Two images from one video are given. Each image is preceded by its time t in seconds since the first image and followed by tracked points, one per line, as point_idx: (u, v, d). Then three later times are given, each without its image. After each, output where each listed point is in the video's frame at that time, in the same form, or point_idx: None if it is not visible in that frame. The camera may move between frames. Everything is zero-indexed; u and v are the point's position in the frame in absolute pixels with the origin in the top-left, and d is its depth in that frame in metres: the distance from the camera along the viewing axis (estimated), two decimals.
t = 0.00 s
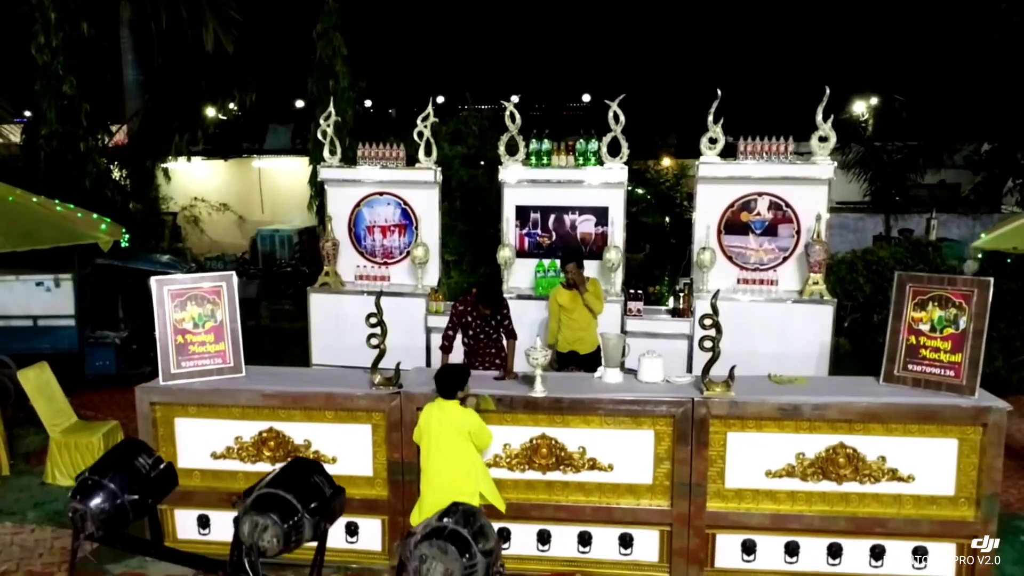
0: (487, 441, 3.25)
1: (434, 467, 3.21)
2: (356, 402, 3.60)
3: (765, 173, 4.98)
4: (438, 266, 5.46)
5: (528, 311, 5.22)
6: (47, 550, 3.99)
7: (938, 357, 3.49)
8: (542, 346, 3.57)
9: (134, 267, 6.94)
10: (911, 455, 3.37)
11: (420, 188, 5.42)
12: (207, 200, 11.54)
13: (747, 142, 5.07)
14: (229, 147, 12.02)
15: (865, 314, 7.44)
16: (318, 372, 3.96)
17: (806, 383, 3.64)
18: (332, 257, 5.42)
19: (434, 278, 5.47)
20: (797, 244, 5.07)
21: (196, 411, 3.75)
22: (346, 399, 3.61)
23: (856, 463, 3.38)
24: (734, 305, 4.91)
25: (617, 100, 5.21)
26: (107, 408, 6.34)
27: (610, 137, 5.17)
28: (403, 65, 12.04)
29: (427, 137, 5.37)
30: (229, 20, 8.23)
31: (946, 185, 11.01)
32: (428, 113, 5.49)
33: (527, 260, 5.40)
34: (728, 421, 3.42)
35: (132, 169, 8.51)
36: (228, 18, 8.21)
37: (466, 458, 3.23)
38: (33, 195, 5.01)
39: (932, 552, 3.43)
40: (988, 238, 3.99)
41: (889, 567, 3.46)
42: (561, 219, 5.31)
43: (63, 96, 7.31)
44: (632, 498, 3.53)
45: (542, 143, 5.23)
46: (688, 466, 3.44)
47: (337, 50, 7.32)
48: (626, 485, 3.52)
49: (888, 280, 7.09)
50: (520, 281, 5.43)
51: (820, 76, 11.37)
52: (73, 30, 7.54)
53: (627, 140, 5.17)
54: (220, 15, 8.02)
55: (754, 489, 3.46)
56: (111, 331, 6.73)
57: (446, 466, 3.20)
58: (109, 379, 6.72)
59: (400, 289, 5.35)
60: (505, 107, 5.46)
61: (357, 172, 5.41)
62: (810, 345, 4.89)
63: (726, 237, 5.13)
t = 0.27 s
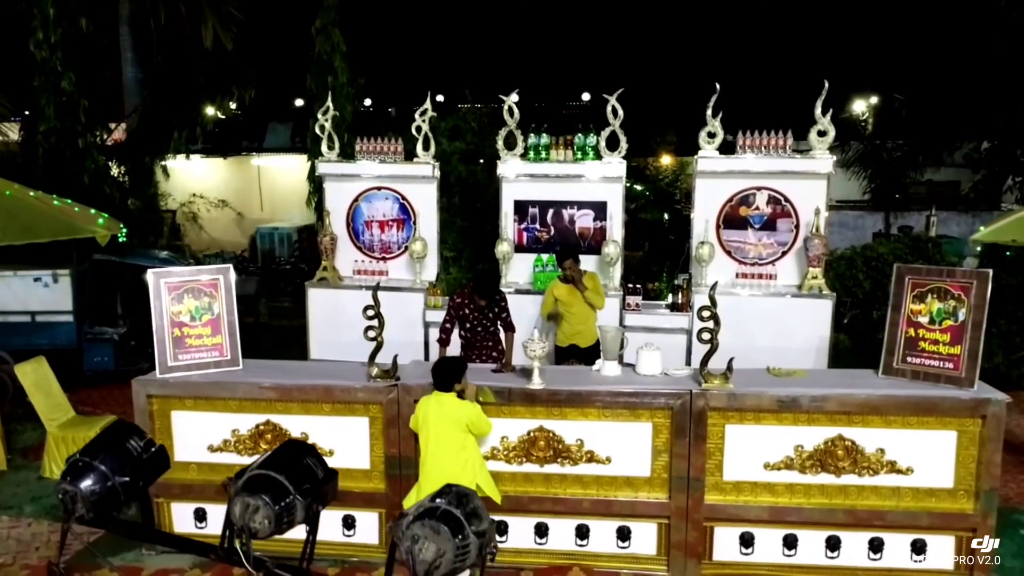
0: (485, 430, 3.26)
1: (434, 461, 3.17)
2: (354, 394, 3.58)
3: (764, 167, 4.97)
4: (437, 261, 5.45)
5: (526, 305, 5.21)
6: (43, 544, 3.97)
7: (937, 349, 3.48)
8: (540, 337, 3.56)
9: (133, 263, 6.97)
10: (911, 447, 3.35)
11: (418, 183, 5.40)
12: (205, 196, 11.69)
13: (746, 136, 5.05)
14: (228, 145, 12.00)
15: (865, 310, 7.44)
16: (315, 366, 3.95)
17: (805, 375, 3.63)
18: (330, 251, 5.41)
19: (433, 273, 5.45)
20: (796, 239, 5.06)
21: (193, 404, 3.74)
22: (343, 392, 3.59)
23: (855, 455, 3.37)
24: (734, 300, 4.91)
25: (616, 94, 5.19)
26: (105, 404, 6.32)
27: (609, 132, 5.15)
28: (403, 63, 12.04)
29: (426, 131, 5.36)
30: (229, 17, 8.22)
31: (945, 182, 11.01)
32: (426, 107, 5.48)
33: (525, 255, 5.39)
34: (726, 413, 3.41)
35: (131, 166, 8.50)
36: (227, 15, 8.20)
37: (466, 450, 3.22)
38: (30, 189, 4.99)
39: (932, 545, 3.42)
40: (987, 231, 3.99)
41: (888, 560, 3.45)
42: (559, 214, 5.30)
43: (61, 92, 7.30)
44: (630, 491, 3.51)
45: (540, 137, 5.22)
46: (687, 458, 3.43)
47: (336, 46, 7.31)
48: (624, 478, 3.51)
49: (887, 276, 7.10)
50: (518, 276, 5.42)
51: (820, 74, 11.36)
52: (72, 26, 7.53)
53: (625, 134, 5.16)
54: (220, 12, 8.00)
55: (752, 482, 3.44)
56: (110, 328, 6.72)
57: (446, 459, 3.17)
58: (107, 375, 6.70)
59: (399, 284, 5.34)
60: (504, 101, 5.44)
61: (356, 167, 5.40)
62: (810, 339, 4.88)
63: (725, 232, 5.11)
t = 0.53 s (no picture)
0: (483, 423, 3.25)
1: (431, 453, 3.15)
2: (351, 387, 3.57)
3: (764, 161, 4.95)
4: (436, 256, 5.44)
5: (524, 299, 5.20)
6: (39, 538, 3.95)
7: (938, 341, 3.46)
8: (538, 329, 3.54)
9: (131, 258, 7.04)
10: (911, 439, 3.33)
11: (417, 177, 5.39)
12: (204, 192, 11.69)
13: (746, 130, 5.03)
14: (227, 143, 11.98)
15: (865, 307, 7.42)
16: (313, 359, 3.93)
17: (804, 367, 3.61)
18: (328, 245, 5.39)
19: (431, 268, 5.44)
20: (796, 232, 5.04)
21: (189, 396, 3.72)
22: (341, 384, 3.57)
23: (855, 447, 3.35)
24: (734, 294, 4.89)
25: (615, 87, 5.17)
26: (103, 400, 6.30)
27: (608, 125, 5.13)
28: (403, 60, 12.02)
29: (424, 125, 5.34)
30: (228, 14, 8.19)
31: (946, 180, 10.99)
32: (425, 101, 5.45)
33: (524, 249, 5.37)
34: (726, 405, 3.39)
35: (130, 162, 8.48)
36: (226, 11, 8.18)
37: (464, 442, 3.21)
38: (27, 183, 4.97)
39: (932, 538, 3.40)
40: (989, 223, 3.96)
41: (888, 553, 3.43)
42: (558, 208, 5.28)
43: (59, 88, 7.28)
44: (629, 483, 3.49)
45: (539, 131, 5.20)
46: (686, 450, 3.41)
47: (335, 42, 7.29)
48: (623, 470, 3.49)
49: (887, 272, 7.09)
50: (517, 270, 5.40)
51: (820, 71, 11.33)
52: (70, 22, 7.51)
53: (625, 128, 5.13)
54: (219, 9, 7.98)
55: (752, 475, 3.43)
56: (108, 324, 6.69)
57: (444, 452, 3.15)
58: (105, 371, 6.69)
59: (397, 279, 5.33)
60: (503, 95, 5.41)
61: (354, 161, 5.37)
62: (809, 333, 4.86)
63: (725, 226, 5.09)
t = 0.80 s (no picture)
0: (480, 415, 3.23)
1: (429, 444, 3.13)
2: (349, 377, 3.54)
3: (765, 153, 4.92)
4: (434, 249, 5.42)
5: (523, 291, 5.18)
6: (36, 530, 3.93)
7: (939, 331, 3.43)
8: (537, 320, 3.52)
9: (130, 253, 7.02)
10: (912, 429, 3.31)
11: (415, 170, 5.37)
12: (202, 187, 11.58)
13: (747, 122, 5.00)
14: (227, 140, 11.95)
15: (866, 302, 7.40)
16: (311, 350, 3.91)
17: (804, 358, 3.58)
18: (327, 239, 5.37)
19: (430, 261, 5.43)
20: (796, 225, 5.02)
21: (186, 386, 3.70)
22: (339, 374, 3.55)
23: (855, 438, 3.33)
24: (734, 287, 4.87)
25: (615, 79, 5.14)
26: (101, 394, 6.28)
27: (607, 118, 5.11)
28: (403, 56, 12.01)
29: (423, 118, 5.32)
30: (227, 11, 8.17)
31: (946, 177, 10.97)
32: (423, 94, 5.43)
33: (523, 242, 5.35)
34: (725, 395, 3.37)
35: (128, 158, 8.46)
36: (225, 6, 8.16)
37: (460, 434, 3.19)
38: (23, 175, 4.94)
39: (933, 529, 3.38)
40: (992, 213, 3.93)
41: (889, 544, 3.41)
42: (557, 201, 5.26)
43: (58, 83, 7.26)
44: (628, 474, 3.47)
45: (538, 124, 5.18)
46: (685, 441, 3.39)
47: (334, 37, 7.26)
48: (622, 461, 3.47)
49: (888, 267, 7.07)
50: (515, 263, 5.38)
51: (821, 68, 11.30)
52: (68, 17, 7.49)
53: (624, 120, 5.11)
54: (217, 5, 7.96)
55: (752, 465, 3.41)
56: (106, 319, 6.65)
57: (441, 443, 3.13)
58: (104, 366, 6.66)
59: (396, 272, 5.31)
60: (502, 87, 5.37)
61: (352, 153, 5.35)
62: (809, 326, 4.85)
63: (725, 219, 5.07)
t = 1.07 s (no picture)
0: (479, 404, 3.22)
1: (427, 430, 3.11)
2: (347, 365, 3.52)
3: (765, 143, 4.90)
4: (433, 241, 5.41)
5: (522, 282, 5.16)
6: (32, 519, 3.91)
7: (941, 319, 3.41)
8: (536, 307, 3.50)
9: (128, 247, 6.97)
10: (914, 417, 3.29)
11: (415, 161, 5.34)
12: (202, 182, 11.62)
13: (747, 112, 4.97)
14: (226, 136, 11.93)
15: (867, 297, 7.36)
16: (309, 338, 3.88)
17: (805, 346, 3.56)
18: (326, 230, 5.36)
19: (429, 253, 5.41)
20: (796, 216, 5.00)
21: (183, 375, 3.68)
22: (337, 362, 3.53)
23: (856, 425, 3.30)
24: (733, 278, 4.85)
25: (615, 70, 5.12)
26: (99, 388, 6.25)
27: (607, 109, 5.09)
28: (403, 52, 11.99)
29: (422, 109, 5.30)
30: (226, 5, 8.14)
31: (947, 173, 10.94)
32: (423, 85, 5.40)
33: (522, 234, 5.33)
34: (725, 382, 3.34)
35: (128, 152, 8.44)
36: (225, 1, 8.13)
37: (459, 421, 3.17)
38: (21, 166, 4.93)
39: (934, 518, 3.36)
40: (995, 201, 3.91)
41: (890, 533, 3.39)
42: (557, 193, 5.24)
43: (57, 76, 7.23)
44: (628, 463, 3.45)
45: (538, 114, 5.16)
46: (685, 428, 3.37)
47: (333, 30, 7.23)
48: (622, 449, 3.45)
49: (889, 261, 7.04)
50: (515, 256, 5.35)
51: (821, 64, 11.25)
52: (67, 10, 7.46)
53: (624, 111, 5.09)
54: None
55: (752, 454, 3.38)
56: (104, 313, 6.60)
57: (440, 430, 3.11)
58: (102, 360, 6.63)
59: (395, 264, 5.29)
60: (502, 78, 5.35)
61: (351, 145, 5.33)
62: (810, 318, 4.83)
63: (725, 210, 5.05)
